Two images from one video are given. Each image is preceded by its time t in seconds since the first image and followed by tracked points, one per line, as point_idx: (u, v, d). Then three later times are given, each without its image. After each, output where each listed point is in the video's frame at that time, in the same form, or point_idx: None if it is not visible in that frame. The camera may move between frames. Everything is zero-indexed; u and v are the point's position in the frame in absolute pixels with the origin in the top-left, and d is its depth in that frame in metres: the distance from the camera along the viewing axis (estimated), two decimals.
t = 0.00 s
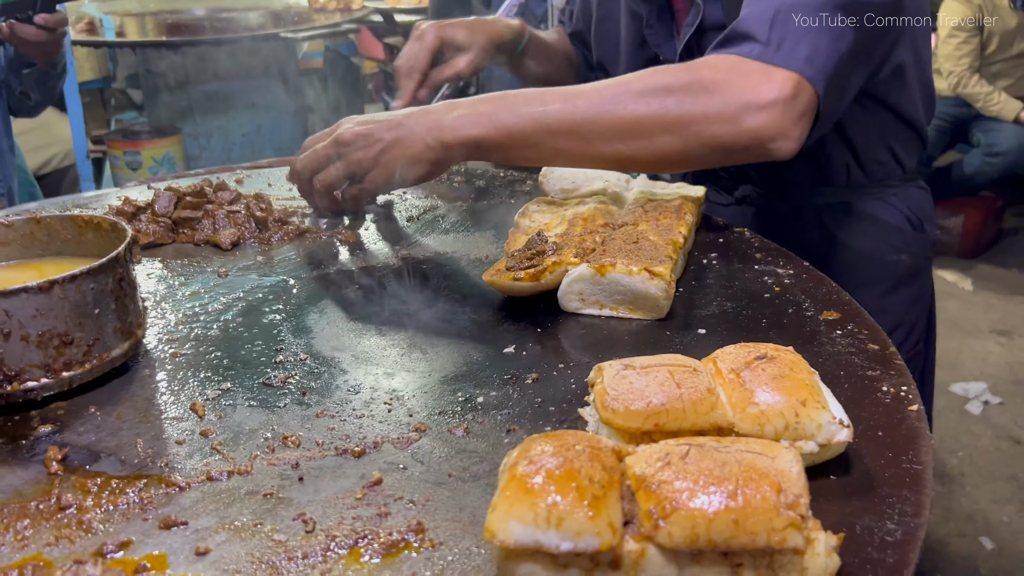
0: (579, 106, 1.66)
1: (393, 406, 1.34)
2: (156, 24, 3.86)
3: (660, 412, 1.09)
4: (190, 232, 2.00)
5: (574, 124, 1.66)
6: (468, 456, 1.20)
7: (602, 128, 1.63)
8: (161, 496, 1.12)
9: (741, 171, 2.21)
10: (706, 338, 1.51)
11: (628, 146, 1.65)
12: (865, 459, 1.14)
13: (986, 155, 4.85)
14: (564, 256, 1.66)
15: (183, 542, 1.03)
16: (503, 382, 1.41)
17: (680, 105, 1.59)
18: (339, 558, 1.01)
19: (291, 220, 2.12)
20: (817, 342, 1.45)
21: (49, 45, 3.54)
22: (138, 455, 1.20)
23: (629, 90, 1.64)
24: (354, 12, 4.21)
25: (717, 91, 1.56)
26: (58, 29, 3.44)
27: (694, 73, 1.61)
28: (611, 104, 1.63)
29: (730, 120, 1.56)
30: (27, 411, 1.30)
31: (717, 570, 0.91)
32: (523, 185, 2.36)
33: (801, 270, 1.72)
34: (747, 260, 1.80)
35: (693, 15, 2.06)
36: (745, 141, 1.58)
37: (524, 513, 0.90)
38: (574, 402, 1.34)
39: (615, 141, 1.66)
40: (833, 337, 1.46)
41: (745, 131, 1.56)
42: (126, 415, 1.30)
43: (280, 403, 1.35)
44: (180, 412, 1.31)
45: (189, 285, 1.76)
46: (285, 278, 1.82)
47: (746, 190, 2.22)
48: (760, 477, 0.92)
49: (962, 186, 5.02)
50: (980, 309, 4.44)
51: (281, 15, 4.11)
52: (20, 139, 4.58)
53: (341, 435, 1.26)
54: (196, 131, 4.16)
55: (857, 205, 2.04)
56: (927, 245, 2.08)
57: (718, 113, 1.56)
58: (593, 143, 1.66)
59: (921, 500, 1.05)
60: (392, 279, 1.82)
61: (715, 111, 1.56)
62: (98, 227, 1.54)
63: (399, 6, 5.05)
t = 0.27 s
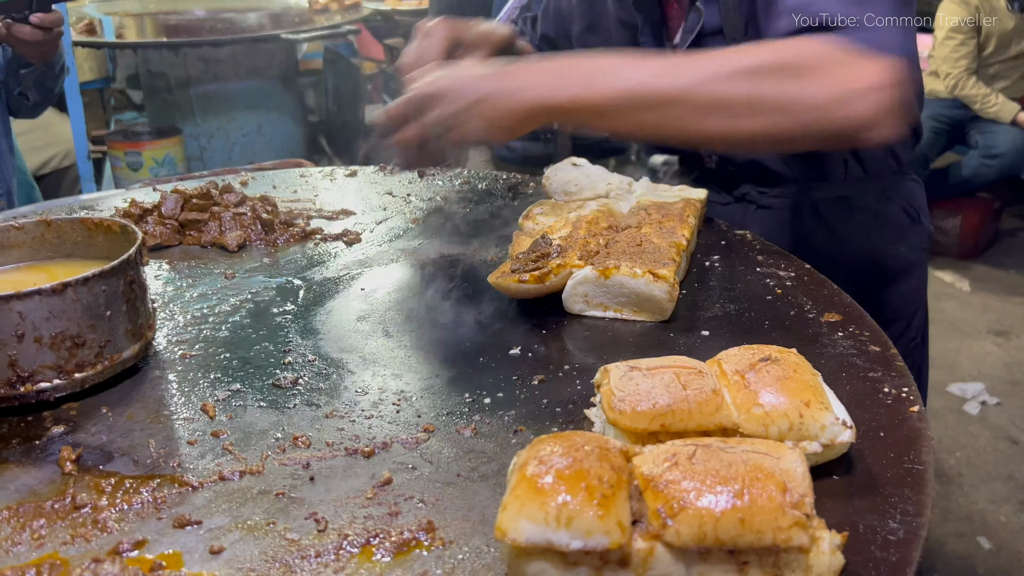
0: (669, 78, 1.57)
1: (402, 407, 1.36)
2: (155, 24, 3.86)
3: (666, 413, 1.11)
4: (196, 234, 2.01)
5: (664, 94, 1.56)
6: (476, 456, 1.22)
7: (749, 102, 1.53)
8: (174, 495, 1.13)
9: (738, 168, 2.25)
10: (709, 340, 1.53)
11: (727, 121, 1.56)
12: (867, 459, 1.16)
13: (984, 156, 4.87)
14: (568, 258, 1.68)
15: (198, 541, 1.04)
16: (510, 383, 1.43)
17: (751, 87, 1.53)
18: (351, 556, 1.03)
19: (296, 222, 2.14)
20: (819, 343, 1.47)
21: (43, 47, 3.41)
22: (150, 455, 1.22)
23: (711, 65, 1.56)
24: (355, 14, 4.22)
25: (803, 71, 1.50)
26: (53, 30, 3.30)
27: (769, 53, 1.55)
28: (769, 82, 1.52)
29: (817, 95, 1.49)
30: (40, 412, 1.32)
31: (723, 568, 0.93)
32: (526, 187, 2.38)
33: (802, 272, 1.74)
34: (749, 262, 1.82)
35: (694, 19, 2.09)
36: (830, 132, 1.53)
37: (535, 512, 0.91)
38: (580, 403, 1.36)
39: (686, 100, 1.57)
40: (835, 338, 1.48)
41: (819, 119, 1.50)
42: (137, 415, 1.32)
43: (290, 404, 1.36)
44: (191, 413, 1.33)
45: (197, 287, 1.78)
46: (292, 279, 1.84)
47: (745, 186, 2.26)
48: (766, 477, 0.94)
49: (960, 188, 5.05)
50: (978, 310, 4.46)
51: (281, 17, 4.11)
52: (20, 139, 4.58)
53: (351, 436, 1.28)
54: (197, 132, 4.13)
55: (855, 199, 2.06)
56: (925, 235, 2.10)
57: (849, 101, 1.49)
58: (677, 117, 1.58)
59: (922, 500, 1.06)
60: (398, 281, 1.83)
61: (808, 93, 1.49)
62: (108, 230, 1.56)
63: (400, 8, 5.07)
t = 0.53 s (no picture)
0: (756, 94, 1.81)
1: (407, 403, 1.37)
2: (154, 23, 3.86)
3: (670, 408, 1.12)
4: (199, 232, 2.02)
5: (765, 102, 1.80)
6: (481, 452, 1.23)
7: (845, 104, 1.73)
8: (182, 490, 1.14)
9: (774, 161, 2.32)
10: (711, 337, 1.53)
11: (830, 121, 1.77)
12: (870, 455, 1.17)
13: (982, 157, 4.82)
14: (571, 255, 1.69)
15: (206, 534, 1.05)
16: (513, 379, 1.44)
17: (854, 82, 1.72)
18: (359, 549, 1.03)
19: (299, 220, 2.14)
20: (821, 341, 1.48)
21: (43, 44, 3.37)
22: (157, 450, 1.22)
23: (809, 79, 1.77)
24: (354, 13, 4.22)
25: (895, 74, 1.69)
26: (54, 29, 3.28)
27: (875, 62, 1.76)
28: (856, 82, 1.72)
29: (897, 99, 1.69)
30: (46, 408, 1.32)
31: (728, 561, 0.94)
32: (527, 186, 2.39)
33: (804, 270, 1.75)
34: (750, 260, 1.83)
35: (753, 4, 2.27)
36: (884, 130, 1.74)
37: (542, 505, 0.92)
38: (583, 399, 1.37)
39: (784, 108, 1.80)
40: (837, 335, 1.49)
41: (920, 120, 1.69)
42: (143, 411, 1.32)
43: (295, 400, 1.37)
44: (198, 408, 1.33)
45: (200, 284, 1.78)
46: (294, 276, 1.84)
47: (775, 183, 2.32)
48: (772, 470, 0.95)
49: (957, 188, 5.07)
50: (975, 310, 4.48)
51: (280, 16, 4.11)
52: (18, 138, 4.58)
53: (356, 431, 1.29)
54: (196, 132, 4.14)
55: (883, 192, 2.13)
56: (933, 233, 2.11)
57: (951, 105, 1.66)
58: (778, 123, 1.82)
59: (925, 494, 1.07)
60: (401, 278, 1.84)
61: (912, 91, 1.66)
62: (113, 227, 1.56)
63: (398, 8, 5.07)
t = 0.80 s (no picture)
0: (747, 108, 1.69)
1: (406, 400, 1.37)
2: (151, 23, 3.86)
3: (668, 405, 1.13)
4: (199, 231, 2.03)
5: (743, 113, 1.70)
6: (479, 449, 1.24)
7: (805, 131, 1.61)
8: (182, 486, 1.14)
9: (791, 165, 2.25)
10: (708, 335, 1.54)
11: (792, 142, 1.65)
12: (866, 452, 1.18)
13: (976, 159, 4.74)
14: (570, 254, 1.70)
15: (206, 530, 1.06)
16: (512, 377, 1.44)
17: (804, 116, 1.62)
18: (358, 545, 1.04)
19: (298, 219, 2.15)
20: (817, 339, 1.49)
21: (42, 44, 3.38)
22: (157, 447, 1.23)
23: (762, 97, 1.68)
24: (352, 14, 4.22)
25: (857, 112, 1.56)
26: (53, 29, 3.27)
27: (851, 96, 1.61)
28: (811, 114, 1.61)
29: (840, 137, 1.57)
30: (47, 404, 1.32)
31: (725, 555, 0.95)
32: (526, 186, 2.40)
33: (800, 270, 1.76)
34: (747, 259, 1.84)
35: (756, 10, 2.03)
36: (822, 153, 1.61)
37: (541, 500, 0.93)
38: (581, 397, 1.38)
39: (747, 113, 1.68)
40: (833, 334, 1.50)
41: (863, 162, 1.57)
42: (143, 407, 1.33)
43: (295, 397, 1.38)
44: (197, 405, 1.34)
45: (200, 282, 1.79)
46: (293, 275, 1.85)
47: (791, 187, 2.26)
48: (768, 466, 0.96)
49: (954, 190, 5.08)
50: (971, 311, 4.50)
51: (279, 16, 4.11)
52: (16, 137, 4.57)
53: (355, 428, 1.29)
54: (195, 131, 4.14)
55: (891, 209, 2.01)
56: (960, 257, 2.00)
57: (908, 144, 1.52)
58: (739, 139, 1.71)
59: (919, 491, 1.08)
60: (400, 276, 1.85)
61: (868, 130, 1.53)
62: (113, 224, 1.57)
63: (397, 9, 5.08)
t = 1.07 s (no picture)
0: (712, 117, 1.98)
1: (407, 400, 1.38)
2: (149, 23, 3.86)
3: (668, 405, 1.14)
4: (200, 232, 2.03)
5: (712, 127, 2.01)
6: (481, 448, 1.24)
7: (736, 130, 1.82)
8: (184, 485, 1.15)
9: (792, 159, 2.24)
10: (708, 336, 1.55)
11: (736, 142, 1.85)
12: (864, 452, 1.19)
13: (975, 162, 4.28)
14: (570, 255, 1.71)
15: (208, 529, 1.06)
16: (513, 377, 1.45)
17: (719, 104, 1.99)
18: (360, 543, 1.04)
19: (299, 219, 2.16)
20: (815, 340, 1.50)
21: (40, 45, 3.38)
22: (159, 446, 1.23)
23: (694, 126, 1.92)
24: (350, 14, 4.23)
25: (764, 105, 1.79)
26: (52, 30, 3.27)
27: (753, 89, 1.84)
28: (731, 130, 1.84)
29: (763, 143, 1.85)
30: (49, 403, 1.33)
31: (725, 554, 0.96)
32: (525, 186, 2.40)
33: (799, 271, 1.77)
34: (746, 260, 1.85)
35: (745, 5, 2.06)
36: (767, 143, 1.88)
37: (542, 499, 0.94)
38: (581, 396, 1.38)
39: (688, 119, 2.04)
40: (831, 335, 1.51)
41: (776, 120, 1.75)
42: (145, 407, 1.33)
43: (296, 397, 1.38)
44: (199, 404, 1.34)
45: (200, 282, 1.79)
46: (294, 275, 1.85)
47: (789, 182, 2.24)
48: (767, 465, 0.97)
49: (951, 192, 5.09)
50: (967, 313, 4.52)
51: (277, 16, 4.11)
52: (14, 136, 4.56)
53: (356, 427, 1.30)
54: (193, 131, 4.15)
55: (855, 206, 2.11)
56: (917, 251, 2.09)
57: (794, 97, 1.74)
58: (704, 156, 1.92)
59: (917, 490, 1.09)
60: (399, 277, 1.86)
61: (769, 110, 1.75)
62: (114, 224, 1.57)
63: (396, 9, 5.07)
